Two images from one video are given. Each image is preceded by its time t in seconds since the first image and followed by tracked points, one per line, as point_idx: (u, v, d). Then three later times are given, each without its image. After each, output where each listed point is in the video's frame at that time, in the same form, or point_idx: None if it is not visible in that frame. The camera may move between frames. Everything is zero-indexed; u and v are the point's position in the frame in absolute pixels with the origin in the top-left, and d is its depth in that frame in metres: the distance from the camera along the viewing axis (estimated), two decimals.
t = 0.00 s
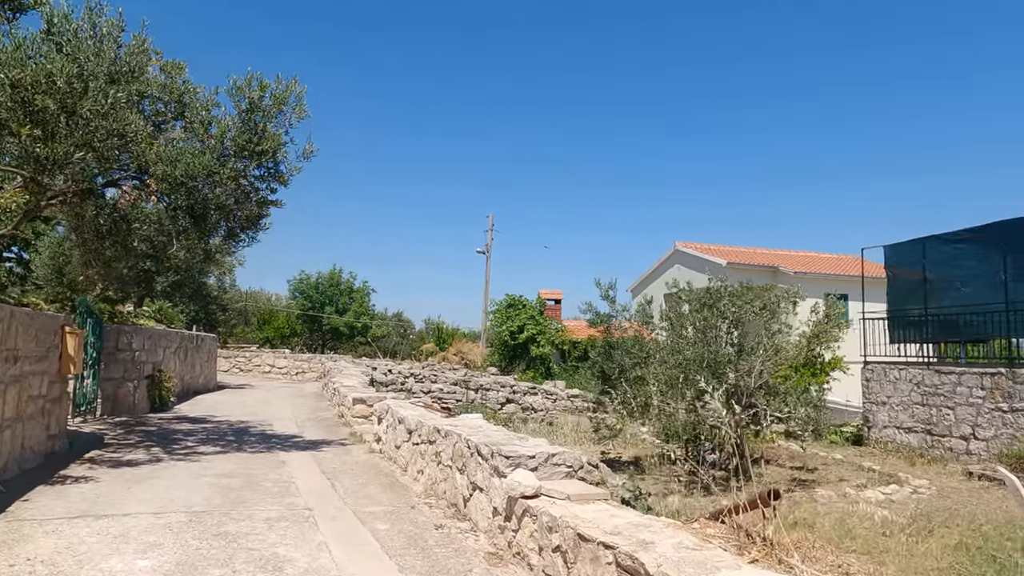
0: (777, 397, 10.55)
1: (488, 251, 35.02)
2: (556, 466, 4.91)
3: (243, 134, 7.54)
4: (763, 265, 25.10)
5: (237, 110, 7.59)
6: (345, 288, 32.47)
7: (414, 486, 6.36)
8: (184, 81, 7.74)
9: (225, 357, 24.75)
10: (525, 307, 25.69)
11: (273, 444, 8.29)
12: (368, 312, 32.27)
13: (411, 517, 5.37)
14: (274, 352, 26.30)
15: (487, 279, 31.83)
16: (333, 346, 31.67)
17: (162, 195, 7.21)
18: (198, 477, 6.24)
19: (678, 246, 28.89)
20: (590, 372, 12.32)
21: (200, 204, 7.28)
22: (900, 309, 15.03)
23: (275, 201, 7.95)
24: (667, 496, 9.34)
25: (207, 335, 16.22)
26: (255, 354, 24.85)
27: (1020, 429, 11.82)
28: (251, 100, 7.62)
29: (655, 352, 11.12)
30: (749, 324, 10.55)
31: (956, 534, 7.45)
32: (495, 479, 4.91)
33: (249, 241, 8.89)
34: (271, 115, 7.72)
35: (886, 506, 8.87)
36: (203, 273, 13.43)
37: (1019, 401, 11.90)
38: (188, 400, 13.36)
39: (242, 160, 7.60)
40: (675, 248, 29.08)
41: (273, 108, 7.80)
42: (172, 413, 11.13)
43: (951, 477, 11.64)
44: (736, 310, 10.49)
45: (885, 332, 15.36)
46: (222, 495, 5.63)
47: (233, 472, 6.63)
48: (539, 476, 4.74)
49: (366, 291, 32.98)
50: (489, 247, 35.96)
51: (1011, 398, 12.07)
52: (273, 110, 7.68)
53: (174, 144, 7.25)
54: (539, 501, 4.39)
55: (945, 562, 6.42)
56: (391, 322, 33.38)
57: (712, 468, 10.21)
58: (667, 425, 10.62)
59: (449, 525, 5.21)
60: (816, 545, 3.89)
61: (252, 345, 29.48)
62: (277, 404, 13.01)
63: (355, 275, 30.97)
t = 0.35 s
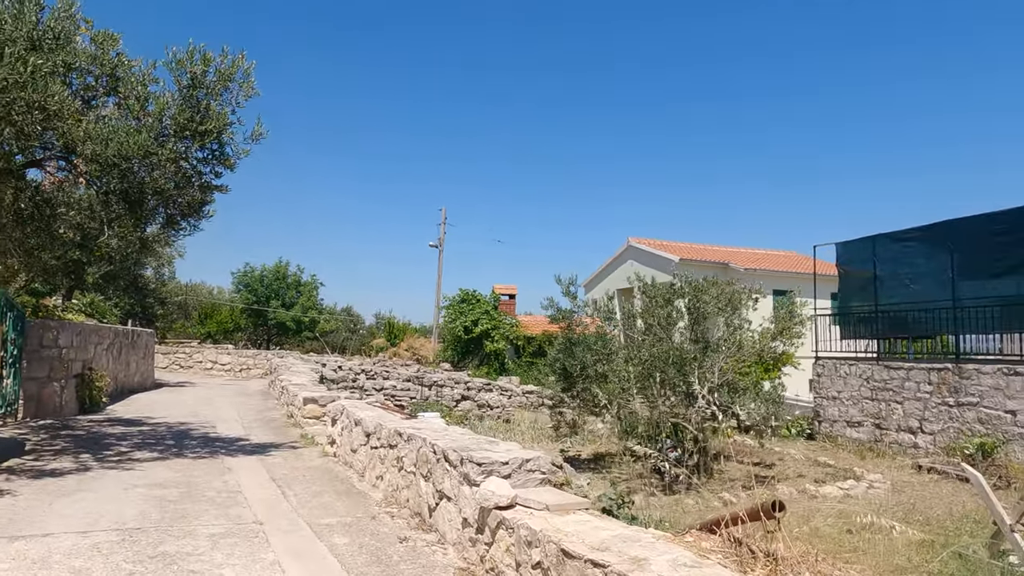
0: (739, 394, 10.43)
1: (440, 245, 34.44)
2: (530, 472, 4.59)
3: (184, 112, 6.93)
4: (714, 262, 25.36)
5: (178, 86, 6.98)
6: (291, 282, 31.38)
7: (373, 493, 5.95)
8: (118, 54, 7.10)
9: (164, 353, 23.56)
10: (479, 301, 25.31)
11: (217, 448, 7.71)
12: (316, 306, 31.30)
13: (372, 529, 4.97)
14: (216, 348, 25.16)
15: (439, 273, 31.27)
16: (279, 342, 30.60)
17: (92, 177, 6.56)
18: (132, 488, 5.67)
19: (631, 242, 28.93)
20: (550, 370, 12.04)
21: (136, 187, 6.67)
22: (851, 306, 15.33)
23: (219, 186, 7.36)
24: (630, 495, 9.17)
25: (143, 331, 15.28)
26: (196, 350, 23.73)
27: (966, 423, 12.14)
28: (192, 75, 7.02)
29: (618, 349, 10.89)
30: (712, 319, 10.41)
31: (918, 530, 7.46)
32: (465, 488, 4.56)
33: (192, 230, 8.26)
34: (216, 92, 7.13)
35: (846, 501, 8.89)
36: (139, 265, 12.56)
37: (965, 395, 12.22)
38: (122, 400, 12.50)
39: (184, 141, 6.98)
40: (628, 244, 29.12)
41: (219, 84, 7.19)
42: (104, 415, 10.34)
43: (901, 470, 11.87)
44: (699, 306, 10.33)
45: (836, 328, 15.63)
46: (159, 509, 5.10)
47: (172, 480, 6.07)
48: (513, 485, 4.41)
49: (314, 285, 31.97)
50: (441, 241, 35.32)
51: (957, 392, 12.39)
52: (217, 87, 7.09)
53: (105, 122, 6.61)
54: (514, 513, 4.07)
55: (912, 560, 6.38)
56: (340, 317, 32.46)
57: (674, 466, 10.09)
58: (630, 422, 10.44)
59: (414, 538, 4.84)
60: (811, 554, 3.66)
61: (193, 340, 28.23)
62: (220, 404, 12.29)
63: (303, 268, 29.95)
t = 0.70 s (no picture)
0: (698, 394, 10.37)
1: (389, 240, 33.72)
2: (507, 486, 4.28)
3: (120, 91, 6.31)
4: (665, 260, 25.55)
5: (114, 64, 6.38)
6: (234, 277, 30.14)
7: (331, 508, 5.54)
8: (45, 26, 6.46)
9: (96, 352, 22.27)
10: (431, 298, 24.88)
11: (156, 458, 7.13)
12: (260, 302, 30.21)
13: (334, 550, 4.58)
14: (153, 345, 23.91)
15: (389, 268, 30.56)
16: (220, 339, 29.39)
17: (14, 161, 6.01)
18: (61, 507, 5.11)
19: (583, 240, 28.89)
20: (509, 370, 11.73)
21: (66, 173, 6.12)
22: (802, 305, 15.58)
23: (161, 175, 6.78)
24: (594, 499, 8.97)
25: (73, 330, 14.29)
26: (131, 348, 22.51)
27: (913, 419, 12.47)
28: (130, 52, 6.42)
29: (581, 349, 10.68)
30: (674, 318, 10.27)
31: (880, 529, 7.49)
32: (436, 505, 4.22)
33: (128, 221, 7.61)
34: (158, 71, 6.54)
35: (806, 501, 8.93)
36: (68, 258, 11.66)
37: (912, 393, 12.53)
38: (49, 404, 11.61)
39: (121, 124, 6.37)
40: (580, 242, 29.06)
41: (161, 62, 6.58)
42: (28, 421, 9.52)
43: (852, 467, 12.10)
44: (664, 304, 10.09)
45: (788, 326, 15.86)
46: (92, 532, 4.58)
47: (105, 497, 5.51)
48: (490, 501, 4.10)
49: (258, 280, 30.83)
50: (392, 236, 34.57)
51: (904, 389, 12.70)
52: (159, 66, 6.50)
53: (29, 100, 5.98)
54: (493, 533, 3.77)
55: (879, 563, 6.34)
56: (285, 314, 31.41)
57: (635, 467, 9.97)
58: (591, 424, 10.24)
59: (379, 558, 4.48)
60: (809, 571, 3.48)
61: (128, 337, 26.80)
62: (159, 408, 11.55)
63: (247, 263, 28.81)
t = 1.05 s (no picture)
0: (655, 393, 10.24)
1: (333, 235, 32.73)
2: (476, 497, 3.95)
3: (37, 58, 5.65)
4: (614, 259, 25.62)
5: (30, 27, 5.71)
6: (166, 272, 28.61)
7: (277, 523, 5.06)
8: None
9: (12, 351, 20.71)
10: (378, 296, 24.27)
11: (78, 469, 6.45)
12: (195, 298, 28.81)
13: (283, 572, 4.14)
14: (75, 344, 22.39)
15: (333, 265, 29.68)
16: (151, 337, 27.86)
17: None
18: None
19: (532, 237, 28.67)
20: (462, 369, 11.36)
21: None
22: (751, 303, 15.77)
23: (84, 155, 6.12)
24: (552, 502, 8.70)
25: None
26: (52, 347, 21.03)
27: (858, 416, 12.74)
28: (50, 15, 5.76)
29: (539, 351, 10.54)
30: (631, 316, 10.09)
31: (838, 528, 7.48)
32: (400, 521, 3.83)
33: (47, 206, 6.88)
34: (81, 38, 5.90)
35: (763, 500, 8.92)
36: None
37: (857, 390, 12.80)
38: None
39: (38, 96, 5.72)
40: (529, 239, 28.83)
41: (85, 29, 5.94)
42: None
43: (801, 463, 12.27)
44: (621, 303, 9.92)
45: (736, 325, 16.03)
46: None
47: (17, 516, 4.88)
48: (460, 516, 3.76)
49: (192, 275, 29.38)
50: (336, 231, 33.57)
51: (849, 386, 12.96)
52: (83, 33, 5.87)
53: None
54: (464, 552, 3.43)
55: (843, 564, 6.29)
56: (222, 311, 30.06)
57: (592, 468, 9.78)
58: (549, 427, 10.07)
59: None
60: None
61: (48, 335, 25.07)
62: (82, 412, 10.68)
63: (180, 257, 27.39)
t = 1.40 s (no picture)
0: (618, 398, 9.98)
1: (275, 233, 31.55)
2: (449, 522, 3.59)
3: None
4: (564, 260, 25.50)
5: None
6: (93, 270, 26.93)
7: (220, 550, 4.56)
8: None
9: None
10: (323, 296, 23.46)
11: None
12: (124, 298, 27.23)
13: None
14: None
15: (274, 264, 28.61)
16: (75, 339, 26.17)
17: None
18: None
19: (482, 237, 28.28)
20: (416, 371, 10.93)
21: None
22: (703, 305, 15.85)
23: None
24: (511, 513, 8.36)
25: None
26: None
27: (807, 417, 12.92)
28: None
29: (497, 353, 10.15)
30: (593, 318, 9.77)
31: (802, 533, 7.39)
32: (364, 550, 3.42)
33: None
34: None
35: (723, 505, 8.82)
36: None
37: (807, 392, 12.97)
38: None
39: None
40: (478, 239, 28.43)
41: None
42: None
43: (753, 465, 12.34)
44: (583, 306, 9.63)
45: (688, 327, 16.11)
46: None
47: None
48: (432, 544, 3.38)
49: (122, 274, 27.77)
50: (278, 229, 32.37)
51: (799, 388, 13.13)
52: None
53: None
54: None
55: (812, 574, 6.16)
56: (154, 311, 28.54)
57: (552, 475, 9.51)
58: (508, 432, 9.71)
59: None
60: None
61: None
62: None
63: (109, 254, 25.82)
